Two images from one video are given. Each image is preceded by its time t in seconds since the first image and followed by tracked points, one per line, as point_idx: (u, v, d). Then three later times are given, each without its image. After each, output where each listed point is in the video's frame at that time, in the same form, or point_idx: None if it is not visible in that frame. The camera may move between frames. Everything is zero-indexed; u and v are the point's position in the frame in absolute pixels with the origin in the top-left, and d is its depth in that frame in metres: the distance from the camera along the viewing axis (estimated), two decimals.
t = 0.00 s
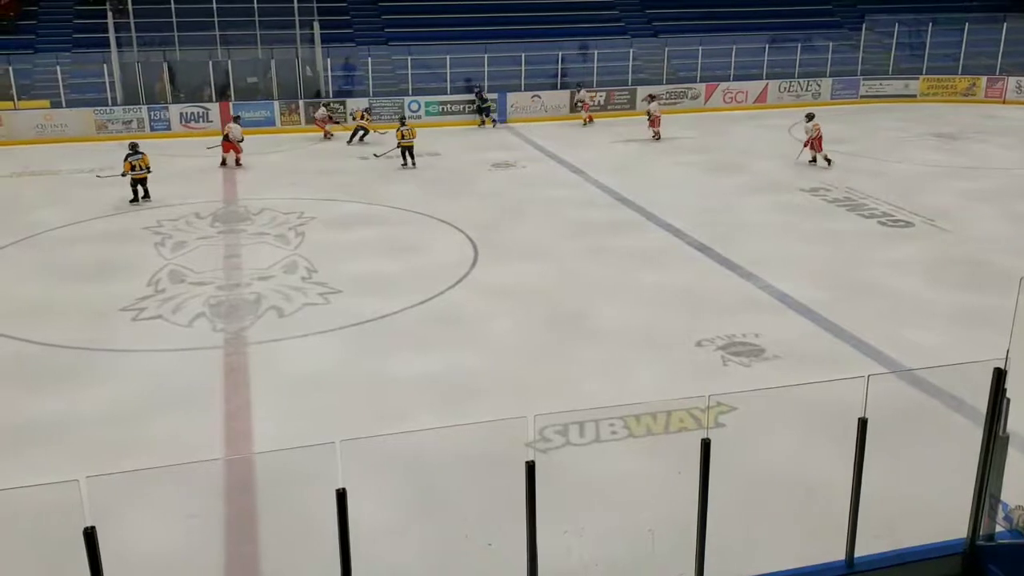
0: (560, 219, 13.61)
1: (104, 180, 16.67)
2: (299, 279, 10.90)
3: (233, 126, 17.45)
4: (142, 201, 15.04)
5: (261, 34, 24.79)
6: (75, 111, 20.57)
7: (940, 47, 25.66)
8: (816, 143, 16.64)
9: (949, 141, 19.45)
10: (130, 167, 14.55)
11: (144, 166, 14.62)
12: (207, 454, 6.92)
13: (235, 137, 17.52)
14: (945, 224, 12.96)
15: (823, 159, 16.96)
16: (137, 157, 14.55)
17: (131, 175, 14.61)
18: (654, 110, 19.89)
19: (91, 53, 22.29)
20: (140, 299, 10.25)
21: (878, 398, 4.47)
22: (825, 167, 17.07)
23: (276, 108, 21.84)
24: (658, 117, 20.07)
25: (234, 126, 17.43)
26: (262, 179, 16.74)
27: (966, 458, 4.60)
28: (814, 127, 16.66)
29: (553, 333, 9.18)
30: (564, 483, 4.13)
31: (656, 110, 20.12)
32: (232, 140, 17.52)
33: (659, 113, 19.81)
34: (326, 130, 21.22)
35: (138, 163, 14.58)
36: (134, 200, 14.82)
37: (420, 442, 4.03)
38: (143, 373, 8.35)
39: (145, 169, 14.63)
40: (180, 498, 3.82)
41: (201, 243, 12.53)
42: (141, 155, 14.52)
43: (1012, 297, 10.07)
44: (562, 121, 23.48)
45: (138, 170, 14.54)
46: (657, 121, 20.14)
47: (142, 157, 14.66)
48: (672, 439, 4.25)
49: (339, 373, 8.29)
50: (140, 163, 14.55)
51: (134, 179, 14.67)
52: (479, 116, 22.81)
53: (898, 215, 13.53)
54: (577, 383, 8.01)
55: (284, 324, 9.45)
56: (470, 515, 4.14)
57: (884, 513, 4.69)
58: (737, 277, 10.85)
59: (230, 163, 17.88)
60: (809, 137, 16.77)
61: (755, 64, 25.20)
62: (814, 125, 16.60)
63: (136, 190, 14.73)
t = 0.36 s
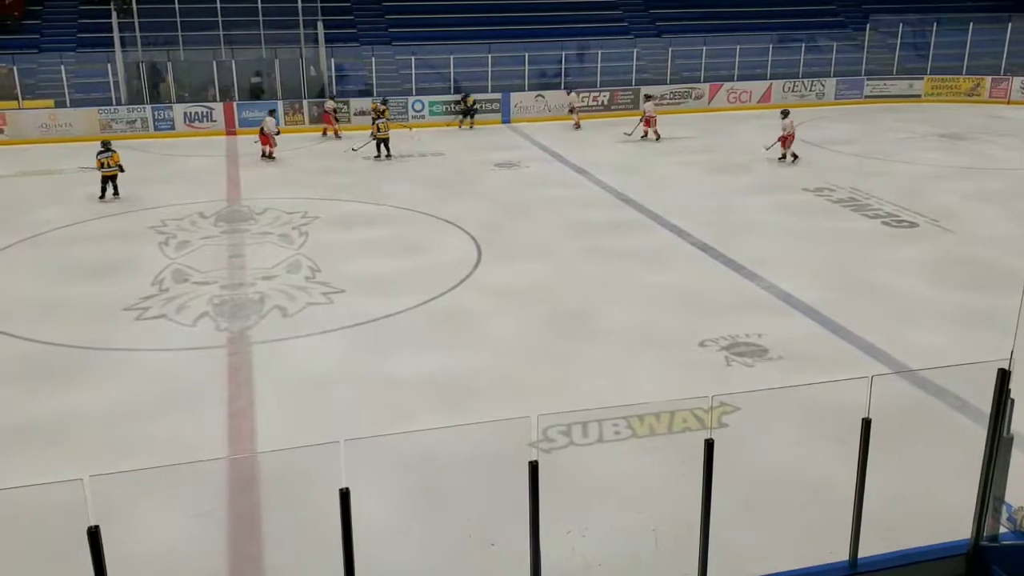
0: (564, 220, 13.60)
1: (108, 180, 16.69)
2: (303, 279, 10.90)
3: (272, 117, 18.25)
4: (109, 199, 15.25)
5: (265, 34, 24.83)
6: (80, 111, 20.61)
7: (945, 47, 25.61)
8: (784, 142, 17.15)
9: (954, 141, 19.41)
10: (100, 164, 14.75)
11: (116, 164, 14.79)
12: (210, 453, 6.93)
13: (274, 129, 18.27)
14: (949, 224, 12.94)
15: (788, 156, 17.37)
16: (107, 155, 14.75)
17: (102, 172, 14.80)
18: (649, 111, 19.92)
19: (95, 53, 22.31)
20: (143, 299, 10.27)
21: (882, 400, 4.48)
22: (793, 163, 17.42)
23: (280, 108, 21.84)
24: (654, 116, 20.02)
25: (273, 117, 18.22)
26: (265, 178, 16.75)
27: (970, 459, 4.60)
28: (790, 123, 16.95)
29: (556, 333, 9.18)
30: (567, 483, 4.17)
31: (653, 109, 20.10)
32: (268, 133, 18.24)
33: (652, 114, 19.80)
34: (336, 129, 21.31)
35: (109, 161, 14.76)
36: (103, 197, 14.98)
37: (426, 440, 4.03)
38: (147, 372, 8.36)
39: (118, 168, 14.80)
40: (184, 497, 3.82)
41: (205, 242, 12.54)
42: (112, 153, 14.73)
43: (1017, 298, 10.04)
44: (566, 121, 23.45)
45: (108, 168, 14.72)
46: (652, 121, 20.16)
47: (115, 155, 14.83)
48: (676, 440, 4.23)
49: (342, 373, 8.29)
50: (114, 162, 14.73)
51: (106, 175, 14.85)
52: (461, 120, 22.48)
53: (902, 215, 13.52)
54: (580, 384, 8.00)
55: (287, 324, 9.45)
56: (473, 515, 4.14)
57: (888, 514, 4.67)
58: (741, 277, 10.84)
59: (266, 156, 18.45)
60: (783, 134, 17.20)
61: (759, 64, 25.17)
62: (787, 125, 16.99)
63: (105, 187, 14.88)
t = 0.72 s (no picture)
0: (566, 219, 13.59)
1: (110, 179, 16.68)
2: (305, 279, 10.91)
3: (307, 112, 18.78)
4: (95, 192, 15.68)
5: (267, 34, 24.92)
6: (83, 110, 20.63)
7: (947, 47, 25.61)
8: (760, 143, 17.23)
9: (957, 141, 19.41)
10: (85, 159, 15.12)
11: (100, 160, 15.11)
12: (212, 451, 6.94)
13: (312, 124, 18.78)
14: (952, 225, 12.92)
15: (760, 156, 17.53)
16: (92, 150, 15.09)
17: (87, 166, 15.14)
18: (649, 111, 19.89)
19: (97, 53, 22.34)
20: (146, 298, 10.27)
21: (885, 399, 4.45)
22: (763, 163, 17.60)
23: (282, 107, 21.87)
24: (652, 117, 20.01)
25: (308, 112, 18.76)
26: (267, 178, 16.75)
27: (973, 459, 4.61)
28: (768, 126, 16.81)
29: (558, 333, 9.17)
30: (569, 482, 4.16)
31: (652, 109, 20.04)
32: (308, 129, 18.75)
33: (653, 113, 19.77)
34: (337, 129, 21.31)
35: (93, 156, 15.09)
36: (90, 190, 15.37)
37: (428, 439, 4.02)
38: (150, 371, 8.37)
39: (102, 163, 15.12)
40: (186, 496, 3.82)
41: (207, 241, 12.54)
42: (96, 148, 15.07)
43: (1020, 298, 10.02)
44: (568, 121, 23.44)
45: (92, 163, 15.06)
46: (649, 122, 20.08)
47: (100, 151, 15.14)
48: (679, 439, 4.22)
49: (345, 372, 8.31)
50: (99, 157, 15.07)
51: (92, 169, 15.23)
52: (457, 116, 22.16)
53: (905, 215, 13.51)
54: (581, 383, 8.00)
55: (289, 324, 9.46)
56: (474, 515, 4.13)
57: (891, 513, 4.65)
58: (743, 277, 10.84)
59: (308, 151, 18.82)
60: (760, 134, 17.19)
61: (761, 63, 25.18)
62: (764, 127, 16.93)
63: (90, 180, 15.27)
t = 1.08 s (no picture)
0: (567, 219, 13.58)
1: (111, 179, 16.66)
2: (306, 278, 10.91)
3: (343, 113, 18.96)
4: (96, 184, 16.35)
5: (268, 33, 24.97)
6: (85, 110, 20.57)
7: (949, 46, 25.57)
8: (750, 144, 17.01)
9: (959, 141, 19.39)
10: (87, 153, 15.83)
11: (101, 154, 15.81)
12: (213, 451, 6.94)
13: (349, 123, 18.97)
14: (954, 225, 12.90)
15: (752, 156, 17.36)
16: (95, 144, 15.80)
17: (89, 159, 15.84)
18: (655, 112, 19.86)
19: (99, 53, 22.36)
20: (147, 298, 10.27)
21: (887, 399, 4.44)
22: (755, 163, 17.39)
23: (283, 107, 21.83)
24: (658, 118, 20.01)
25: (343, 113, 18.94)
26: (269, 178, 16.74)
27: (975, 460, 4.62)
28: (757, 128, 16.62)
29: (559, 333, 9.17)
30: (571, 482, 4.17)
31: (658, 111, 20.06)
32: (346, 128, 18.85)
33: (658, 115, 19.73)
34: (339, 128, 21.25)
35: (94, 151, 15.78)
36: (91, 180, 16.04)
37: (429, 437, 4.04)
38: (151, 371, 8.38)
39: (104, 156, 15.83)
40: (187, 495, 3.82)
41: (208, 241, 12.54)
42: (98, 143, 15.77)
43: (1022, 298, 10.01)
44: (570, 120, 23.42)
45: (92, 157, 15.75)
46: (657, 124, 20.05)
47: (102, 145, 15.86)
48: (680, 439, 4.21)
49: (346, 372, 8.31)
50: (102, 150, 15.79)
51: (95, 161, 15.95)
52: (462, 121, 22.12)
53: (907, 215, 13.50)
54: (582, 383, 7.99)
55: (290, 323, 9.46)
56: (477, 514, 4.13)
57: (893, 514, 4.65)
58: (744, 277, 10.83)
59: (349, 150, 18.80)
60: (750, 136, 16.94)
61: (763, 64, 25.18)
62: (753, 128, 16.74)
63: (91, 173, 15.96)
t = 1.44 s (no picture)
0: (567, 219, 13.57)
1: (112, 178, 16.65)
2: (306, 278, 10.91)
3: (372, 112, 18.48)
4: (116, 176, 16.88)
5: (268, 32, 24.94)
6: (86, 111, 20.68)
7: (950, 46, 25.57)
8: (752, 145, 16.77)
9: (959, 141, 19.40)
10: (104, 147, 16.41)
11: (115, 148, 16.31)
12: (213, 451, 6.94)
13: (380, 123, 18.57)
14: (954, 224, 12.90)
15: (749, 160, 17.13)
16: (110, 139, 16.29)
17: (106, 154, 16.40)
18: (667, 111, 19.85)
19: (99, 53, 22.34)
20: (147, 298, 10.27)
21: (887, 398, 4.44)
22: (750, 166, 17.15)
23: (283, 106, 21.97)
24: (671, 117, 20.00)
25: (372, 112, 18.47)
26: (269, 177, 16.74)
27: (976, 458, 4.61)
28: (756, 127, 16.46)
29: (559, 332, 9.16)
30: (570, 482, 4.17)
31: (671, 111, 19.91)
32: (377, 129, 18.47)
33: (671, 114, 19.72)
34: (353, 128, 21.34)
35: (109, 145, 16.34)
36: (110, 173, 16.71)
37: (428, 436, 4.04)
38: (150, 371, 8.38)
39: (118, 151, 16.38)
40: (187, 495, 3.82)
41: (208, 241, 12.53)
42: (112, 139, 16.27)
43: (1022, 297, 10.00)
44: (570, 120, 23.45)
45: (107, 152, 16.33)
46: (671, 122, 20.03)
47: (117, 141, 16.38)
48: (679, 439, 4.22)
49: (346, 371, 8.31)
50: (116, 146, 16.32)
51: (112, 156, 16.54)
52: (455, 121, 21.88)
53: (907, 214, 13.49)
54: (581, 383, 7.99)
55: (290, 323, 9.45)
56: (476, 515, 4.12)
57: (893, 513, 4.64)
58: (745, 277, 10.82)
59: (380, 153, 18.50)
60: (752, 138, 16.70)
61: (763, 63, 25.18)
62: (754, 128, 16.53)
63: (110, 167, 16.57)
